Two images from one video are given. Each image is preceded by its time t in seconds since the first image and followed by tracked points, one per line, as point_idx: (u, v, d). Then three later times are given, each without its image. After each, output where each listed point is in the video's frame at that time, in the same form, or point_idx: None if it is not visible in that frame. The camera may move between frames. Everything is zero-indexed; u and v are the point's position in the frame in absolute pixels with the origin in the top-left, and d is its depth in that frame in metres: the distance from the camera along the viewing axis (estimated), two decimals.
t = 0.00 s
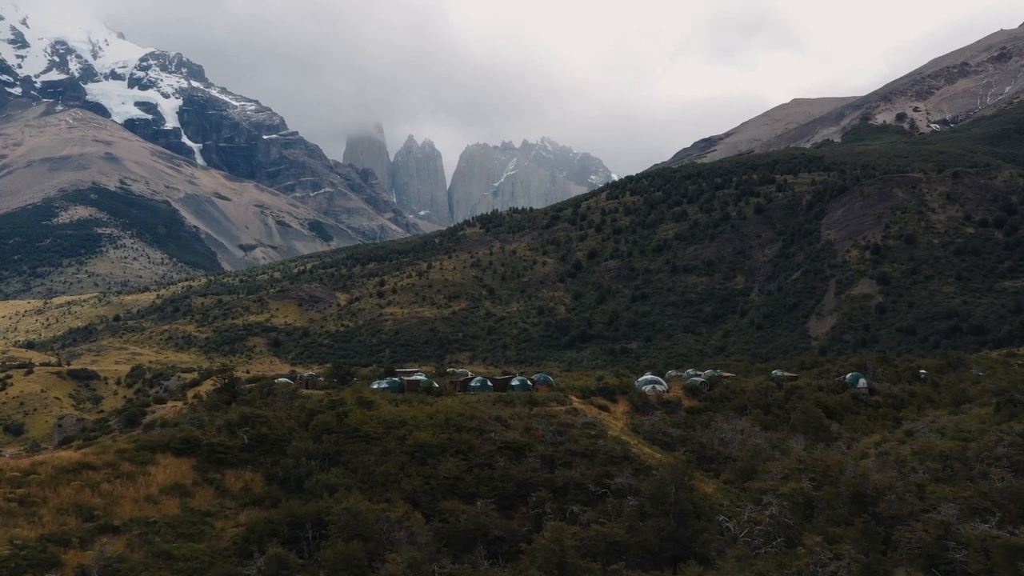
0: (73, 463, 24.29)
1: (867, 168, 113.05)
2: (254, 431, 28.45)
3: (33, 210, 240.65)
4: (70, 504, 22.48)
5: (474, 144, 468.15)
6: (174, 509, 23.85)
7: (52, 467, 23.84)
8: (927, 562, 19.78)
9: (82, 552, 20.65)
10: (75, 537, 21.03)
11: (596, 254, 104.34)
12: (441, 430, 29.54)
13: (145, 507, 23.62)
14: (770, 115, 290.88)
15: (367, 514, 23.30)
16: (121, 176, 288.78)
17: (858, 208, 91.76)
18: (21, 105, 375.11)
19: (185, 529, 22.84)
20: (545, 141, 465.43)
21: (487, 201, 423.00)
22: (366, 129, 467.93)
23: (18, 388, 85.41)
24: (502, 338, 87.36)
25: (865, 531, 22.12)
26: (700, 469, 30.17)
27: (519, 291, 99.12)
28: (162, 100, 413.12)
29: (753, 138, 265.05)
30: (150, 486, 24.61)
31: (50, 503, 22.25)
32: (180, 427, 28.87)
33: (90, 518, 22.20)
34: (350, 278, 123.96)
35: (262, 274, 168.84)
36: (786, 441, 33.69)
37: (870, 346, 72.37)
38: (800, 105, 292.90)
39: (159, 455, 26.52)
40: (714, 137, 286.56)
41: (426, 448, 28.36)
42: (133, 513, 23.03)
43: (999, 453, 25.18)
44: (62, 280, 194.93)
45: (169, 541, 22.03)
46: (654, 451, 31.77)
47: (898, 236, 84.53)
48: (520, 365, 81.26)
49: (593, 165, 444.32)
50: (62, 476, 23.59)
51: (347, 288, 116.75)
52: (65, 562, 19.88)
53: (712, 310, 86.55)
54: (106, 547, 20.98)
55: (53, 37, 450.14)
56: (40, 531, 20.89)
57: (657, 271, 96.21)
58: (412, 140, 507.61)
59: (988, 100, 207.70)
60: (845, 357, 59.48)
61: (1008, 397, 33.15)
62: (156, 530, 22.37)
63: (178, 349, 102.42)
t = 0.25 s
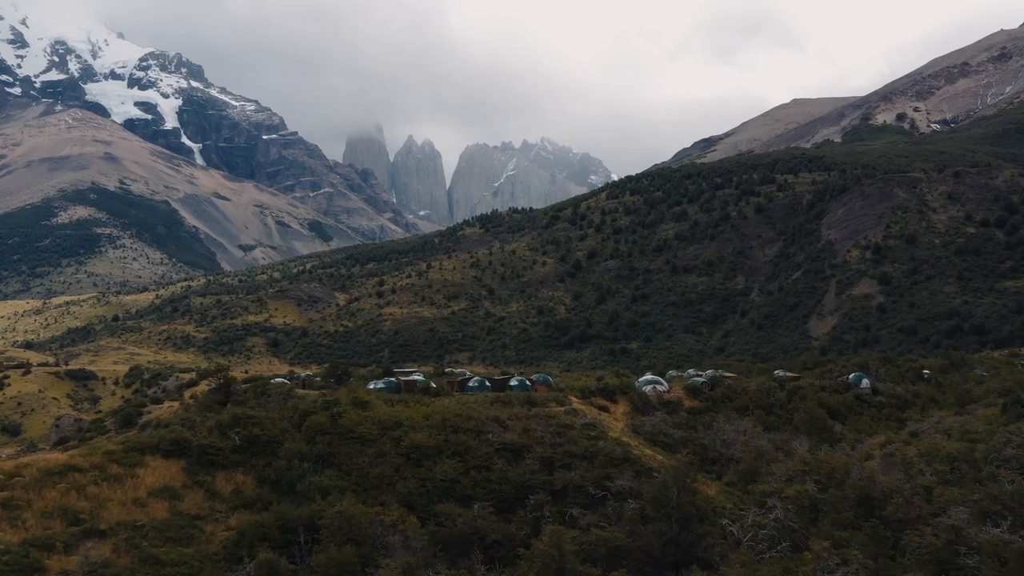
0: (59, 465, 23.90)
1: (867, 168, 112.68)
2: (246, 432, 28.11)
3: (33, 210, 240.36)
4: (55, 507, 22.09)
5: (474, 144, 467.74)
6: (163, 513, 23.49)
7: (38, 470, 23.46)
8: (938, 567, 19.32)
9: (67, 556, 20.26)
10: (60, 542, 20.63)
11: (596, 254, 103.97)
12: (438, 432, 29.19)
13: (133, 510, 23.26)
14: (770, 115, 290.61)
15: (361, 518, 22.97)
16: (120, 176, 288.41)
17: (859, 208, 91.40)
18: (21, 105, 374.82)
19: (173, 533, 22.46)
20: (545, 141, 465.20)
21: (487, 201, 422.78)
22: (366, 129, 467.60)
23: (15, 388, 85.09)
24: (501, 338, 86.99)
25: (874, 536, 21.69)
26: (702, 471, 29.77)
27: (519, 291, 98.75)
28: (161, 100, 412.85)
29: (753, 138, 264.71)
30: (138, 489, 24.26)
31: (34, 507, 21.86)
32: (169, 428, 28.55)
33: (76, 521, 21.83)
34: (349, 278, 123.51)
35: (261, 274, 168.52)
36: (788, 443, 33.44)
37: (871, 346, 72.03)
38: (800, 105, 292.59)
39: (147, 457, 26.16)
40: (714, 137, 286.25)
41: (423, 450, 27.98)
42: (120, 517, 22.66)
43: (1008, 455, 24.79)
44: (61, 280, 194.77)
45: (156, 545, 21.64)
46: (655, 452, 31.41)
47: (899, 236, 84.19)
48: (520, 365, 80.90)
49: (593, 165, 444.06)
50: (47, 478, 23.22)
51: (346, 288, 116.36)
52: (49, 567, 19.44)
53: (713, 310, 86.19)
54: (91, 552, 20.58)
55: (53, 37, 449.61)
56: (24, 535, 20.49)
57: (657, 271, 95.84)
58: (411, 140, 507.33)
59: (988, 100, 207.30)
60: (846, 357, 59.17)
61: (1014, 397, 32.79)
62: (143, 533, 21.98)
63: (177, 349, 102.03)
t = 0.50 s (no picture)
0: (45, 468, 23.54)
1: (868, 168, 112.29)
2: (237, 433, 27.78)
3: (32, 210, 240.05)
4: (39, 511, 21.73)
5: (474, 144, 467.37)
6: (150, 517, 23.14)
7: (22, 472, 23.10)
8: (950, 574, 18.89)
9: (50, 562, 19.88)
10: (43, 548, 20.25)
11: (596, 254, 103.59)
12: (434, 433, 28.83)
13: (119, 514, 22.92)
14: (770, 115, 290.27)
15: (355, 523, 22.63)
16: (120, 176, 288.02)
17: (860, 208, 91.03)
18: (20, 105, 374.46)
19: (161, 538, 22.11)
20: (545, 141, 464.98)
21: (487, 202, 422.54)
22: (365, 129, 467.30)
23: (13, 388, 84.71)
24: (501, 339, 86.64)
25: (883, 541, 21.30)
26: (704, 473, 29.42)
27: (519, 291, 98.37)
28: (160, 100, 412.49)
29: (753, 138, 264.34)
30: (125, 493, 23.91)
31: (18, 511, 21.49)
32: (160, 429, 28.22)
33: (60, 526, 21.46)
34: (348, 278, 123.09)
35: (261, 274, 168.15)
36: (791, 444, 33.07)
37: (872, 346, 71.67)
38: (800, 105, 292.31)
39: (136, 459, 25.80)
40: (714, 137, 285.97)
41: (418, 451, 27.63)
42: (107, 521, 22.31)
43: (1019, 457, 24.40)
44: (60, 280, 194.48)
45: (144, 551, 21.28)
46: (656, 454, 31.04)
47: (900, 236, 83.85)
48: (520, 365, 80.51)
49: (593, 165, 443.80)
50: (32, 481, 22.86)
51: (346, 288, 115.95)
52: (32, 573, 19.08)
53: (713, 311, 85.82)
54: (75, 558, 20.21)
55: (52, 37, 449.18)
56: (7, 541, 20.14)
57: (657, 271, 95.46)
58: (411, 140, 507.03)
59: (989, 100, 207.00)
60: (848, 357, 58.78)
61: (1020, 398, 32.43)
62: (130, 539, 21.62)
63: (175, 350, 101.63)
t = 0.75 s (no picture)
0: (29, 471, 23.10)
1: (869, 168, 111.89)
2: (229, 435, 27.42)
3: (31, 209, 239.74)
4: (22, 515, 21.27)
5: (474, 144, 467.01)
6: (138, 521, 22.73)
7: (7, 475, 22.66)
8: None
9: (32, 568, 19.43)
10: (25, 553, 19.77)
11: (596, 254, 103.23)
12: (431, 435, 28.48)
13: (106, 518, 22.49)
14: (770, 116, 289.90)
15: (348, 528, 22.28)
16: (119, 176, 287.67)
17: (860, 207, 90.65)
18: (20, 105, 374.17)
19: (148, 543, 21.70)
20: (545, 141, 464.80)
21: (487, 202, 422.11)
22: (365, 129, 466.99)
23: (10, 389, 84.29)
24: (501, 339, 86.25)
25: (895, 547, 20.93)
26: (706, 475, 29.04)
27: (519, 291, 97.99)
28: (160, 100, 412.17)
29: (753, 138, 263.96)
30: (112, 496, 23.48)
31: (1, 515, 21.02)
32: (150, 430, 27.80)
33: (44, 531, 21.01)
34: (348, 278, 122.75)
35: (260, 274, 167.80)
36: (793, 445, 32.71)
37: (872, 346, 71.36)
38: (800, 105, 292.05)
39: (124, 461, 25.36)
40: (714, 137, 285.74)
41: (414, 454, 27.28)
42: (92, 526, 21.88)
43: None
44: (60, 280, 194.19)
45: (130, 557, 20.87)
46: (657, 456, 30.67)
47: (901, 236, 83.51)
48: (520, 365, 80.15)
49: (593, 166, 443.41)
50: (16, 484, 22.42)
51: (345, 288, 115.53)
52: None
53: (714, 310, 85.42)
54: (58, 563, 19.75)
55: (52, 37, 448.92)
56: None
57: (658, 271, 95.09)
58: (411, 140, 506.79)
59: (989, 99, 206.69)
60: (850, 357, 58.43)
61: None
62: (116, 544, 21.20)
63: (174, 350, 101.22)
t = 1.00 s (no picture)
0: (14, 474, 22.73)
1: (870, 168, 111.50)
2: (219, 437, 27.09)
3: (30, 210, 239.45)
4: (6, 521, 20.94)
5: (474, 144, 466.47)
6: (124, 527, 22.44)
7: None
8: None
9: None
10: (7, 561, 19.46)
11: (596, 254, 102.85)
12: (427, 437, 28.10)
13: (91, 524, 22.17)
14: (770, 116, 289.47)
15: (341, 533, 21.95)
16: (119, 176, 287.35)
17: (861, 207, 90.25)
18: (19, 105, 373.75)
19: (135, 550, 21.43)
20: (545, 142, 464.64)
21: (487, 202, 421.77)
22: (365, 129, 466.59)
23: (7, 389, 83.85)
24: (500, 339, 85.89)
25: (905, 554, 20.70)
26: (708, 477, 28.72)
27: (518, 291, 97.62)
28: (160, 100, 411.70)
29: (753, 138, 263.51)
30: (98, 501, 23.14)
31: None
32: (139, 433, 27.43)
33: (27, 537, 20.70)
34: (347, 278, 122.37)
35: (260, 274, 167.35)
36: (796, 447, 32.39)
37: (873, 346, 71.11)
38: (801, 105, 291.65)
39: (112, 464, 25.03)
40: (714, 137, 285.38)
41: (409, 456, 26.89)
42: (77, 532, 21.57)
43: None
44: (59, 280, 193.86)
45: (116, 564, 20.57)
46: (658, 458, 30.35)
47: (902, 236, 83.15)
48: (519, 366, 79.81)
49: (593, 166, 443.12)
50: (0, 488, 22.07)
51: (344, 288, 115.11)
52: None
53: (714, 311, 85.05)
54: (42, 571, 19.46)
55: (52, 37, 448.48)
56: None
57: (658, 271, 94.73)
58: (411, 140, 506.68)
59: (990, 99, 206.30)
60: (852, 358, 58.10)
61: None
62: (102, 551, 20.92)
63: (173, 350, 100.83)
